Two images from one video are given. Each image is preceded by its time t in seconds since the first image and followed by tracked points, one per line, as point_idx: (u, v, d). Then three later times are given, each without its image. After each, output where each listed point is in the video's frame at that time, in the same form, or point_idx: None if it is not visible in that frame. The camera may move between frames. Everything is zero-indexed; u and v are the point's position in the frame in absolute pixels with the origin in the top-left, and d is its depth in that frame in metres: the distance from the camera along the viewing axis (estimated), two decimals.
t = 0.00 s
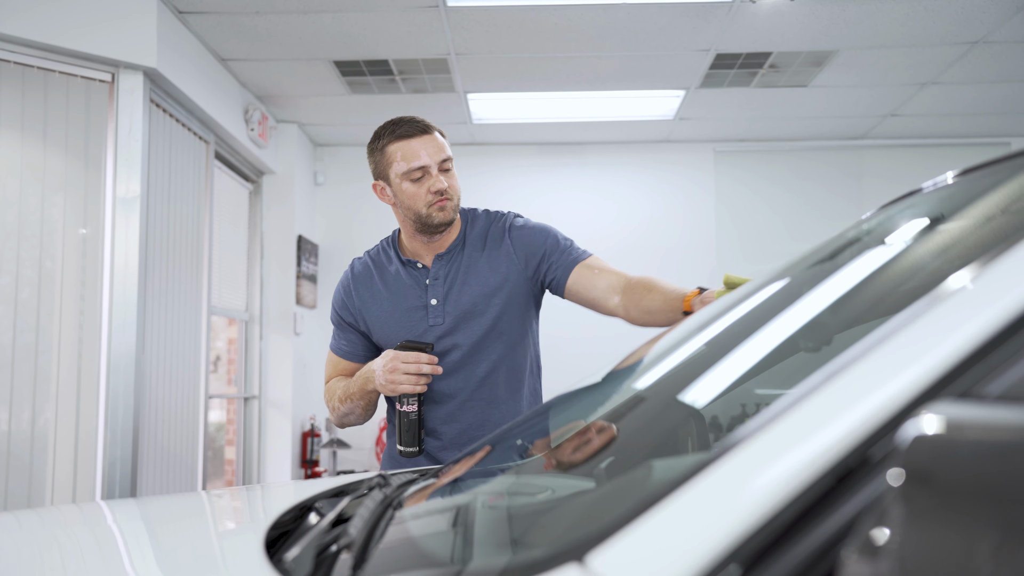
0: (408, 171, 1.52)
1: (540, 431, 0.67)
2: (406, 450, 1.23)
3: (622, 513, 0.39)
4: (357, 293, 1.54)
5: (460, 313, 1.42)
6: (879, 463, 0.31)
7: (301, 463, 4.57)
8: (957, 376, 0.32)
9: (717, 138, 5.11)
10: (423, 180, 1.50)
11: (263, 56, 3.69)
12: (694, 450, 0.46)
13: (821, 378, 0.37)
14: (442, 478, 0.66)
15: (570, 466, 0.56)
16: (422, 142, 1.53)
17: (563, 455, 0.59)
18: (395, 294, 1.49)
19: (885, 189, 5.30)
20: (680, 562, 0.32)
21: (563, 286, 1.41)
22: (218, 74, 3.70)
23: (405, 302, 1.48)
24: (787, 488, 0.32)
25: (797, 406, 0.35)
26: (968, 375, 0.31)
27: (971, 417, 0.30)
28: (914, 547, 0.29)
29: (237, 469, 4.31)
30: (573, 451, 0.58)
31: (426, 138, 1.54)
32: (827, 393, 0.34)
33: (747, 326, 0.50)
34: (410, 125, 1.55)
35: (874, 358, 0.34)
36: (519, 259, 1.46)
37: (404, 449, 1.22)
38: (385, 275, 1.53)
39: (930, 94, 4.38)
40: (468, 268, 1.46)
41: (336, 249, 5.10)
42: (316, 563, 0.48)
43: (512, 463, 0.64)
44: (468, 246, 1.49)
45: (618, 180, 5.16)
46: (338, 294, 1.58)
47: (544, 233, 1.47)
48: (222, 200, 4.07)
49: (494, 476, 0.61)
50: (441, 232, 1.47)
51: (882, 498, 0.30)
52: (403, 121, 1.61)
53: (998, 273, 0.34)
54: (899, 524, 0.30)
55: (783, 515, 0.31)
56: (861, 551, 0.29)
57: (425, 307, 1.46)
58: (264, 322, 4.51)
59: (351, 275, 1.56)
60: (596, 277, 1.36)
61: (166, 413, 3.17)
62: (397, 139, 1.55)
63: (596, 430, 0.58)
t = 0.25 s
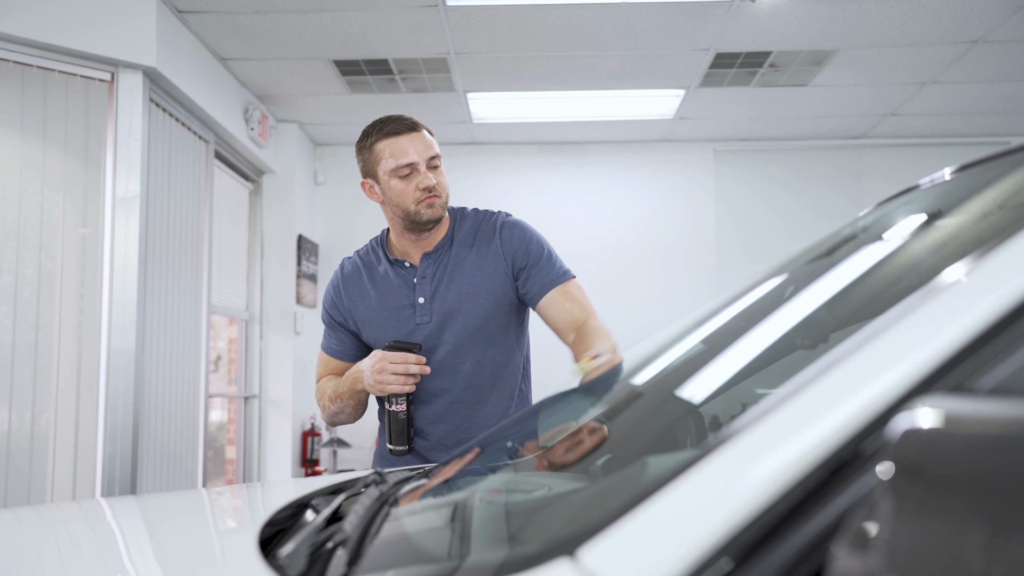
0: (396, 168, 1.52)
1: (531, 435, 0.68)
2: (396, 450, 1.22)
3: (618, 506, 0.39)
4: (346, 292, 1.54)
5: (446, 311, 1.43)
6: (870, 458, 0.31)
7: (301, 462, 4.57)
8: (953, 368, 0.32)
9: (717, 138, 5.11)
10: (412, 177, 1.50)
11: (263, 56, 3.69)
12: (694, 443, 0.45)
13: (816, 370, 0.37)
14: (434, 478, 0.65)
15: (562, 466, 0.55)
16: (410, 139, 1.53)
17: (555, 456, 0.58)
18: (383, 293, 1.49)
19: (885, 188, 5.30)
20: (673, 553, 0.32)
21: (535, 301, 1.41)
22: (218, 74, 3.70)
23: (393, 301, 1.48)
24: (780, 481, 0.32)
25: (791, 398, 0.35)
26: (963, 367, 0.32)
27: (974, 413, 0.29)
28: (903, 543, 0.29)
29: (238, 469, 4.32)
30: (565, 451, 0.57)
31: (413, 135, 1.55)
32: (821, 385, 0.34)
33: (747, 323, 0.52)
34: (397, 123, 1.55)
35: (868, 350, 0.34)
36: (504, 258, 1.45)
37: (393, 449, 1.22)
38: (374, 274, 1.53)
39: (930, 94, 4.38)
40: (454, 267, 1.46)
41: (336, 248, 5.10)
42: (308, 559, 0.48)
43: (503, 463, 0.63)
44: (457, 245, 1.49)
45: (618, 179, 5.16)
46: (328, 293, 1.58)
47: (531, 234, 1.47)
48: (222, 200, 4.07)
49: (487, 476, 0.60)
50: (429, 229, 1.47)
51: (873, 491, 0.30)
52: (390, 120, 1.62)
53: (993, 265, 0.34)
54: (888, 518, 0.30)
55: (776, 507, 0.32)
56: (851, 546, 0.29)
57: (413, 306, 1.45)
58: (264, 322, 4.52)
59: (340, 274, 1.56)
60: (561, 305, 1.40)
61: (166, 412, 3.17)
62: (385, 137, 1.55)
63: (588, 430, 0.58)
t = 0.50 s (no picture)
0: (404, 161, 1.52)
1: (534, 430, 0.67)
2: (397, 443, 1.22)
3: (619, 501, 0.39)
4: (350, 287, 1.54)
5: (451, 310, 1.43)
6: (871, 453, 0.31)
7: (307, 461, 4.58)
8: (957, 361, 0.31)
9: (723, 136, 5.10)
10: (420, 171, 1.50)
11: (268, 54, 3.70)
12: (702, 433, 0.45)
13: (817, 365, 0.37)
14: (438, 475, 0.65)
15: (569, 460, 0.54)
16: (419, 132, 1.53)
17: (564, 449, 0.57)
18: (388, 288, 1.49)
19: (892, 187, 5.28)
20: (675, 549, 0.32)
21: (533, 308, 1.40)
22: (224, 73, 3.71)
23: (398, 296, 1.48)
24: (780, 477, 0.32)
25: (791, 394, 0.35)
26: (967, 361, 0.31)
27: (978, 405, 0.28)
28: (907, 537, 0.28)
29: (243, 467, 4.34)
30: (573, 445, 0.57)
31: (423, 129, 1.55)
32: (821, 381, 0.34)
33: (750, 316, 0.52)
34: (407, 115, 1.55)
35: (868, 346, 0.34)
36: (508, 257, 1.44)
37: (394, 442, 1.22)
38: (379, 268, 1.53)
39: (937, 92, 4.35)
40: (460, 264, 1.46)
41: (342, 247, 5.11)
42: (312, 553, 0.48)
43: (509, 459, 0.63)
44: (462, 241, 1.49)
45: (624, 178, 5.15)
46: (332, 287, 1.58)
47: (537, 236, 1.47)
48: (227, 199, 4.08)
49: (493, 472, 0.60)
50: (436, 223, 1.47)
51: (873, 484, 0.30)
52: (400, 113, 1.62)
53: (997, 259, 0.34)
54: (894, 509, 0.28)
55: (778, 502, 0.31)
56: (857, 537, 0.28)
57: (417, 301, 1.46)
58: (270, 321, 4.53)
59: (344, 268, 1.56)
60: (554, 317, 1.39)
61: (172, 410, 3.19)
62: (394, 130, 1.55)
63: (598, 423, 0.58)
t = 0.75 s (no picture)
0: (424, 153, 1.56)
1: (550, 421, 0.68)
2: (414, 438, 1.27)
3: (624, 501, 0.39)
4: (364, 281, 1.52)
5: (471, 304, 1.43)
6: (877, 451, 0.31)
7: (311, 460, 4.59)
8: (962, 361, 0.31)
9: (726, 136, 5.09)
10: (440, 162, 1.54)
11: (272, 54, 3.70)
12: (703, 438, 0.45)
13: (822, 365, 0.37)
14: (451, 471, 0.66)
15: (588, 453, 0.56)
16: (439, 125, 1.57)
17: (581, 441, 0.59)
18: (403, 283, 1.49)
19: (896, 185, 5.27)
20: (681, 547, 0.32)
21: (568, 295, 1.44)
22: (228, 73, 3.72)
23: (415, 291, 1.47)
24: (785, 476, 0.32)
25: (795, 393, 0.35)
26: (971, 360, 0.31)
27: (977, 402, 0.28)
28: (915, 531, 0.28)
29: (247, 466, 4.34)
30: (592, 436, 0.58)
31: (443, 122, 1.58)
32: (826, 380, 0.34)
33: (755, 314, 0.51)
34: (427, 109, 1.59)
35: (874, 345, 0.34)
36: (531, 254, 1.46)
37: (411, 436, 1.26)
38: (394, 262, 1.52)
39: (941, 91, 4.34)
40: (478, 260, 1.46)
41: (345, 247, 5.12)
42: (320, 553, 0.48)
43: (522, 453, 0.64)
44: (479, 238, 1.49)
45: (627, 178, 5.14)
46: (345, 283, 1.57)
47: (560, 233, 1.49)
48: (231, 199, 4.09)
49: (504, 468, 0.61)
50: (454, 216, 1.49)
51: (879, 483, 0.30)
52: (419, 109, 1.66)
53: (1001, 259, 0.33)
54: (899, 509, 0.28)
55: (785, 500, 0.31)
56: (862, 537, 0.28)
57: (434, 296, 1.45)
58: (273, 321, 4.54)
59: (358, 262, 1.55)
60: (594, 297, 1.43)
61: (176, 409, 3.19)
62: (414, 122, 1.59)
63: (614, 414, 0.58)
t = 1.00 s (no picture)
0: (448, 152, 1.56)
1: (569, 415, 0.68)
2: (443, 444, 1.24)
3: (631, 507, 0.39)
4: (387, 282, 1.52)
5: (497, 307, 1.42)
6: (887, 456, 0.31)
7: (313, 462, 4.59)
8: (970, 367, 0.31)
9: (728, 138, 5.09)
10: (463, 162, 1.54)
11: (275, 56, 3.71)
12: (707, 444, 0.45)
13: (829, 370, 0.37)
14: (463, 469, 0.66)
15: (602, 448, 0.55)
16: (463, 124, 1.57)
17: (600, 436, 0.58)
18: (427, 285, 1.49)
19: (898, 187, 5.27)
20: (687, 550, 0.32)
21: (599, 282, 1.43)
22: (230, 74, 3.73)
23: (438, 293, 1.47)
24: (793, 482, 0.32)
25: (804, 398, 0.35)
26: (980, 366, 0.31)
27: (987, 409, 0.28)
28: (929, 532, 0.28)
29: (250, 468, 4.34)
30: (612, 431, 0.57)
31: (467, 121, 1.57)
32: (835, 385, 0.34)
33: (760, 319, 0.50)
34: (452, 107, 1.59)
35: (882, 351, 0.34)
36: (556, 256, 1.46)
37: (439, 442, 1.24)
38: (417, 263, 1.52)
39: (944, 93, 4.33)
40: (503, 263, 1.47)
41: (347, 249, 5.12)
42: (329, 556, 0.49)
43: (542, 447, 0.64)
44: (503, 241, 1.50)
45: (629, 180, 5.14)
46: (366, 284, 1.57)
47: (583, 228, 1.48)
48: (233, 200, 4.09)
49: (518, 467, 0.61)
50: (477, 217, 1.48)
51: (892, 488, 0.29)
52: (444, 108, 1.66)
53: (1007, 266, 0.33)
54: (908, 515, 0.28)
55: (793, 507, 0.31)
56: (872, 543, 0.28)
57: (458, 299, 1.45)
58: (275, 322, 4.54)
59: (381, 264, 1.56)
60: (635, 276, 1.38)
61: (178, 411, 3.19)
62: (438, 120, 1.59)
63: (634, 409, 0.57)
